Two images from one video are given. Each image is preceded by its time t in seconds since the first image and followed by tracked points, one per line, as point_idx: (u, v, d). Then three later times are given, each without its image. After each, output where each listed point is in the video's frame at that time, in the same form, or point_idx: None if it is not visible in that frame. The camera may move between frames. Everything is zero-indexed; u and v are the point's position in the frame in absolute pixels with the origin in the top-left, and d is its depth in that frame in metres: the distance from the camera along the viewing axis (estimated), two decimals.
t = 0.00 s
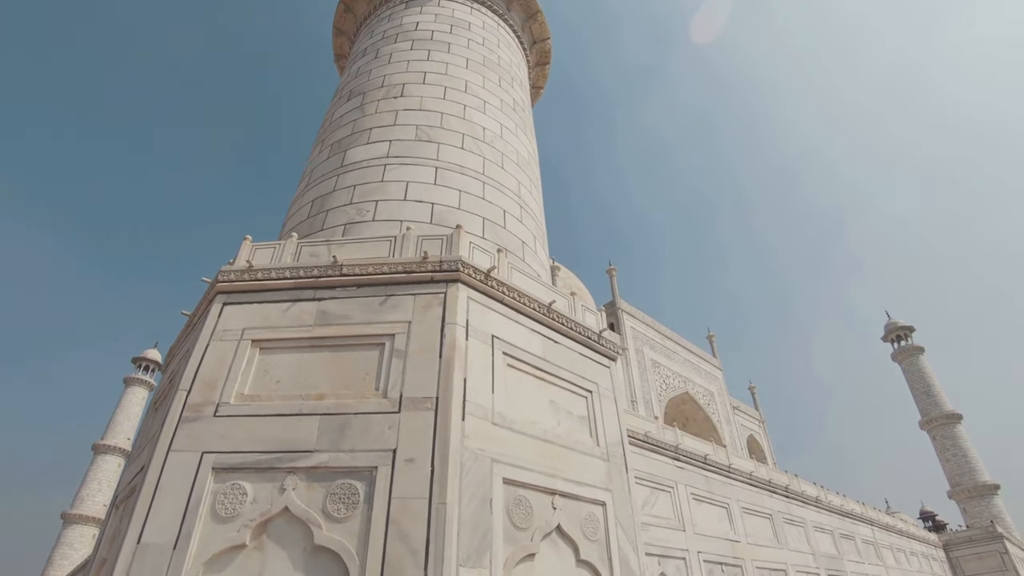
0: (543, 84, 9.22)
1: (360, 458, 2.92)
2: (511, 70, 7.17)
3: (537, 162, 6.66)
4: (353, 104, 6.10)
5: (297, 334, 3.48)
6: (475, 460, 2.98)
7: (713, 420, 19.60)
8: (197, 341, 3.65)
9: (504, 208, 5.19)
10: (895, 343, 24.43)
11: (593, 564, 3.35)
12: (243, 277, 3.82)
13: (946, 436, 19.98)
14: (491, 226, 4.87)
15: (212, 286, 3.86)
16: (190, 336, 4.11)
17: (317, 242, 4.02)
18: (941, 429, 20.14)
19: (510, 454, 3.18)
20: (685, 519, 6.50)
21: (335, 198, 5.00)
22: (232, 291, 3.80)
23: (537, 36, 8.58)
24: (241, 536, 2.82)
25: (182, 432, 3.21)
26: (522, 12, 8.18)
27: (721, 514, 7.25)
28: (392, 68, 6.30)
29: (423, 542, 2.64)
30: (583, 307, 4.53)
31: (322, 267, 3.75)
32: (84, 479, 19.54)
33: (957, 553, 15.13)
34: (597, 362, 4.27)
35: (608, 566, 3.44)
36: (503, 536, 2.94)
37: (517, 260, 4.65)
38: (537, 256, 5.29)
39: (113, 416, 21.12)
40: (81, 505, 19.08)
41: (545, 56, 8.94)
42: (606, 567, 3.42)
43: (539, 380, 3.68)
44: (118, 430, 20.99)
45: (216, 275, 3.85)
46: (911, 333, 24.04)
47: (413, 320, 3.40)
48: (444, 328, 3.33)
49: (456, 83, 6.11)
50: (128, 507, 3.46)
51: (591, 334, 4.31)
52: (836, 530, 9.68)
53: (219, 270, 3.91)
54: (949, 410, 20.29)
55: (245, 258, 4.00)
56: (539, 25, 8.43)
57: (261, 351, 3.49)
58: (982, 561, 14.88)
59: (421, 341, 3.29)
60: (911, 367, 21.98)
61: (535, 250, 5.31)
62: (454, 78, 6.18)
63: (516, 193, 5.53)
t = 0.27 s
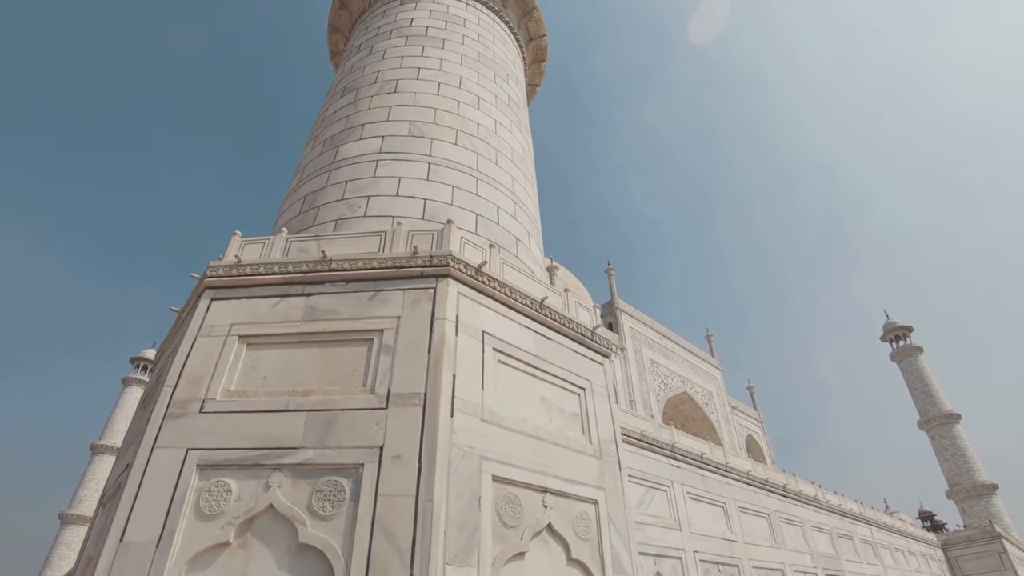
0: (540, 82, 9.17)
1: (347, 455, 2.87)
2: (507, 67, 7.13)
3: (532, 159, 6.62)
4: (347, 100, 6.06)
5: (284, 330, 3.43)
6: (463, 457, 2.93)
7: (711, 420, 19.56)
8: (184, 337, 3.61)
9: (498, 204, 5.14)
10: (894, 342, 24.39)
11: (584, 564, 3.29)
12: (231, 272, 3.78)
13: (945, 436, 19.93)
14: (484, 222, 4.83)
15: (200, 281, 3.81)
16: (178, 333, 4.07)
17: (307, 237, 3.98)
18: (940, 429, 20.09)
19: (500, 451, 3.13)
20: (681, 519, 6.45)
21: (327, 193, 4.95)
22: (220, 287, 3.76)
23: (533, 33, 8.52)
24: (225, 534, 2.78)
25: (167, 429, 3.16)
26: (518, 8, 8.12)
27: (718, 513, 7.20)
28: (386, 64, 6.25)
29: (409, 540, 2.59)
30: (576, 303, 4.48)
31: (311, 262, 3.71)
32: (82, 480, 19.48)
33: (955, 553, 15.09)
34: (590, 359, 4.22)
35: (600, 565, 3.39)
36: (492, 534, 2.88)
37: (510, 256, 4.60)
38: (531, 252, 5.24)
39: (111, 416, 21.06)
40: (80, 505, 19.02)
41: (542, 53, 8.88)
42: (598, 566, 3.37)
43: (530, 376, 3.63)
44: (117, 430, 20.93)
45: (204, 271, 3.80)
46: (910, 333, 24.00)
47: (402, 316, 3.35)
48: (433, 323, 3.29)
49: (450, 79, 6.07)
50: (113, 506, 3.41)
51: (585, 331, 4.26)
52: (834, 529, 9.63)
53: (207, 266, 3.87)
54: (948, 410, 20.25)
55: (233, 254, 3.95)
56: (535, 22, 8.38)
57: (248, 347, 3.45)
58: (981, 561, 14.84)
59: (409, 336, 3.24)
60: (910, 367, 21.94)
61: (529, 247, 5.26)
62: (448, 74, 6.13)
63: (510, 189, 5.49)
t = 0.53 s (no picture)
0: (536, 79, 9.13)
1: (335, 452, 2.83)
2: (503, 64, 7.09)
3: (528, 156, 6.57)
4: (341, 96, 6.02)
5: (274, 326, 3.40)
6: (454, 455, 2.88)
7: (710, 420, 19.52)
8: (173, 333, 3.57)
9: (492, 201, 5.10)
10: (893, 342, 24.35)
11: (577, 563, 3.24)
12: (221, 269, 3.74)
13: (945, 436, 19.89)
14: (479, 218, 4.79)
15: (190, 278, 3.77)
16: (168, 330, 4.03)
17: (298, 234, 3.94)
18: (939, 429, 20.05)
19: (491, 449, 3.09)
20: (678, 518, 6.41)
21: (320, 190, 4.92)
22: (210, 283, 3.72)
23: (529, 31, 8.48)
24: (212, 533, 2.74)
25: (155, 426, 3.13)
26: (515, 5, 8.08)
27: (715, 513, 7.16)
28: (381, 61, 6.21)
29: (397, 538, 2.55)
30: (571, 300, 4.43)
31: (302, 258, 3.67)
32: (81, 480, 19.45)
33: (955, 552, 15.04)
34: (585, 357, 4.18)
35: (593, 565, 3.34)
36: (483, 533, 2.84)
37: (504, 253, 4.57)
38: (526, 250, 5.20)
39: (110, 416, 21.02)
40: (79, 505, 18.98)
41: (538, 50, 8.84)
42: (591, 566, 3.32)
43: (523, 374, 3.59)
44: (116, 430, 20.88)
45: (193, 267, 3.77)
46: (909, 332, 23.97)
47: (393, 312, 3.31)
48: (424, 320, 3.25)
49: (445, 76, 6.03)
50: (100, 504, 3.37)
51: (579, 328, 4.22)
52: (833, 529, 9.59)
53: (197, 262, 3.83)
54: (947, 410, 20.21)
55: (224, 250, 3.91)
56: (531, 19, 8.33)
57: (237, 344, 3.41)
58: (980, 561, 14.82)
59: (400, 333, 3.21)
60: (909, 366, 21.90)
61: (524, 244, 5.22)
62: (443, 70, 6.10)
63: (505, 186, 5.45)
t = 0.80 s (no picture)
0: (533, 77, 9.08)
1: (324, 450, 2.79)
2: (499, 61, 7.05)
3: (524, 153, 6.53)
4: (336, 93, 5.99)
5: (264, 323, 3.36)
6: (444, 453, 2.83)
7: (710, 419, 19.47)
8: (162, 330, 3.53)
9: (487, 197, 5.06)
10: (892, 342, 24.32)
11: (571, 563, 3.19)
12: (211, 265, 3.70)
13: (944, 435, 19.85)
14: (473, 215, 4.75)
15: (180, 274, 3.74)
16: (158, 327, 3.99)
17: (289, 230, 3.90)
18: (938, 428, 20.01)
19: (483, 446, 3.03)
20: (676, 517, 6.37)
21: (313, 187, 4.88)
22: (200, 280, 3.68)
23: (526, 28, 8.44)
24: (198, 531, 2.70)
25: (142, 423, 3.09)
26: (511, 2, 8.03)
27: (713, 512, 7.12)
28: (376, 58, 6.17)
29: (386, 537, 2.50)
30: (566, 297, 4.39)
31: (293, 254, 3.63)
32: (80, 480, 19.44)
33: (954, 551, 15.00)
34: (579, 355, 4.14)
35: (587, 565, 3.29)
36: (474, 532, 2.78)
37: (498, 250, 4.52)
38: (521, 247, 5.15)
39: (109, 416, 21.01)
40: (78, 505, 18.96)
41: (535, 48, 8.79)
42: (585, 565, 3.26)
43: (516, 371, 3.54)
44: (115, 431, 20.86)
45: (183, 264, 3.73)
46: (909, 332, 23.93)
47: (384, 308, 3.27)
48: (415, 316, 3.21)
49: (440, 72, 5.99)
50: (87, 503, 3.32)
51: (574, 325, 4.18)
52: (832, 528, 9.55)
53: (187, 258, 3.79)
54: (946, 409, 20.18)
55: (214, 246, 3.88)
56: (529, 16, 8.29)
57: (227, 340, 3.37)
58: (979, 560, 14.80)
59: (391, 329, 3.17)
60: (909, 366, 21.87)
61: (520, 241, 5.18)
62: (438, 67, 6.06)
63: (501, 183, 5.40)
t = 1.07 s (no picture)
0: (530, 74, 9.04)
1: (311, 446, 2.75)
2: (494, 57, 7.00)
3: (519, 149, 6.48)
4: (329, 88, 5.94)
5: (252, 318, 3.31)
6: (433, 449, 2.79)
7: (709, 419, 19.43)
8: (149, 326, 3.48)
9: (481, 193, 5.01)
10: (892, 341, 24.28)
11: (563, 561, 3.14)
12: (200, 260, 3.65)
13: (944, 435, 19.81)
14: (467, 210, 4.70)
15: (168, 269, 3.69)
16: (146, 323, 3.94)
17: (279, 224, 3.86)
18: (937, 428, 19.96)
19: (473, 443, 2.98)
20: (672, 516, 6.32)
21: (305, 182, 4.84)
22: (188, 275, 3.64)
23: (523, 25, 8.39)
24: (182, 529, 2.66)
25: (127, 419, 3.04)
26: None
27: (710, 511, 7.07)
28: (370, 53, 6.13)
29: (372, 535, 2.46)
30: (560, 293, 4.33)
31: (282, 249, 3.59)
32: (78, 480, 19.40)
33: (953, 550, 14.95)
34: (574, 351, 4.08)
35: (580, 563, 3.23)
36: (463, 530, 2.73)
37: (492, 245, 4.47)
38: (516, 243, 5.10)
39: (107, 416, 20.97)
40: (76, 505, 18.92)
41: (532, 45, 8.75)
42: (577, 564, 3.21)
43: (508, 367, 3.49)
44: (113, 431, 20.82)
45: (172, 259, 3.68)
46: (908, 331, 23.89)
47: (374, 303, 3.23)
48: (405, 311, 3.16)
49: (434, 68, 5.95)
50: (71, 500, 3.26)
51: (568, 322, 4.12)
52: (830, 527, 9.51)
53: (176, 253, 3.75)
54: (946, 408, 20.14)
55: (204, 241, 3.83)
56: (525, 13, 8.24)
57: (214, 336, 3.33)
58: (978, 559, 14.77)
59: (380, 324, 3.12)
60: (908, 365, 21.84)
61: (514, 237, 5.13)
62: (433, 63, 6.01)
63: (495, 179, 5.36)
